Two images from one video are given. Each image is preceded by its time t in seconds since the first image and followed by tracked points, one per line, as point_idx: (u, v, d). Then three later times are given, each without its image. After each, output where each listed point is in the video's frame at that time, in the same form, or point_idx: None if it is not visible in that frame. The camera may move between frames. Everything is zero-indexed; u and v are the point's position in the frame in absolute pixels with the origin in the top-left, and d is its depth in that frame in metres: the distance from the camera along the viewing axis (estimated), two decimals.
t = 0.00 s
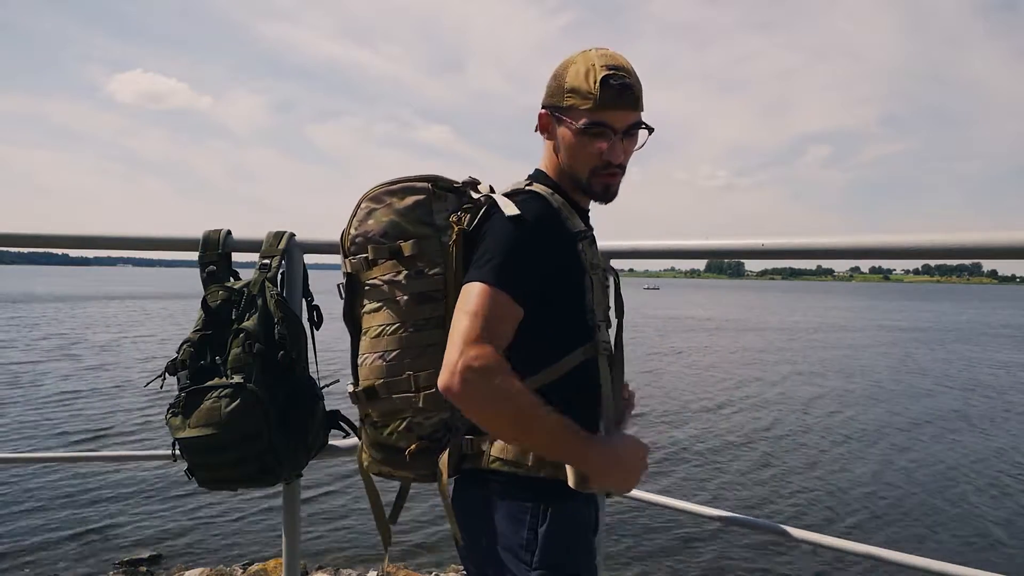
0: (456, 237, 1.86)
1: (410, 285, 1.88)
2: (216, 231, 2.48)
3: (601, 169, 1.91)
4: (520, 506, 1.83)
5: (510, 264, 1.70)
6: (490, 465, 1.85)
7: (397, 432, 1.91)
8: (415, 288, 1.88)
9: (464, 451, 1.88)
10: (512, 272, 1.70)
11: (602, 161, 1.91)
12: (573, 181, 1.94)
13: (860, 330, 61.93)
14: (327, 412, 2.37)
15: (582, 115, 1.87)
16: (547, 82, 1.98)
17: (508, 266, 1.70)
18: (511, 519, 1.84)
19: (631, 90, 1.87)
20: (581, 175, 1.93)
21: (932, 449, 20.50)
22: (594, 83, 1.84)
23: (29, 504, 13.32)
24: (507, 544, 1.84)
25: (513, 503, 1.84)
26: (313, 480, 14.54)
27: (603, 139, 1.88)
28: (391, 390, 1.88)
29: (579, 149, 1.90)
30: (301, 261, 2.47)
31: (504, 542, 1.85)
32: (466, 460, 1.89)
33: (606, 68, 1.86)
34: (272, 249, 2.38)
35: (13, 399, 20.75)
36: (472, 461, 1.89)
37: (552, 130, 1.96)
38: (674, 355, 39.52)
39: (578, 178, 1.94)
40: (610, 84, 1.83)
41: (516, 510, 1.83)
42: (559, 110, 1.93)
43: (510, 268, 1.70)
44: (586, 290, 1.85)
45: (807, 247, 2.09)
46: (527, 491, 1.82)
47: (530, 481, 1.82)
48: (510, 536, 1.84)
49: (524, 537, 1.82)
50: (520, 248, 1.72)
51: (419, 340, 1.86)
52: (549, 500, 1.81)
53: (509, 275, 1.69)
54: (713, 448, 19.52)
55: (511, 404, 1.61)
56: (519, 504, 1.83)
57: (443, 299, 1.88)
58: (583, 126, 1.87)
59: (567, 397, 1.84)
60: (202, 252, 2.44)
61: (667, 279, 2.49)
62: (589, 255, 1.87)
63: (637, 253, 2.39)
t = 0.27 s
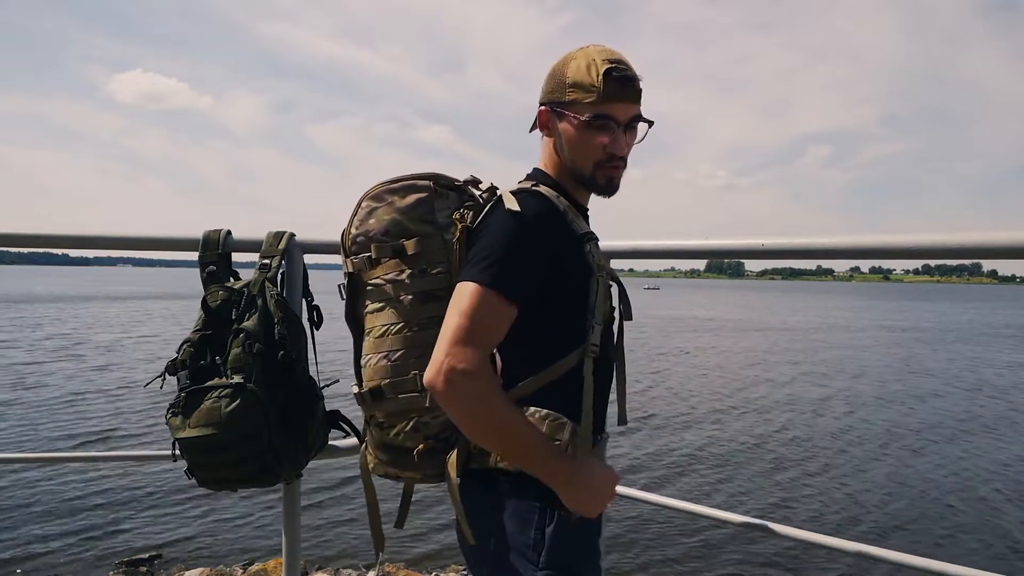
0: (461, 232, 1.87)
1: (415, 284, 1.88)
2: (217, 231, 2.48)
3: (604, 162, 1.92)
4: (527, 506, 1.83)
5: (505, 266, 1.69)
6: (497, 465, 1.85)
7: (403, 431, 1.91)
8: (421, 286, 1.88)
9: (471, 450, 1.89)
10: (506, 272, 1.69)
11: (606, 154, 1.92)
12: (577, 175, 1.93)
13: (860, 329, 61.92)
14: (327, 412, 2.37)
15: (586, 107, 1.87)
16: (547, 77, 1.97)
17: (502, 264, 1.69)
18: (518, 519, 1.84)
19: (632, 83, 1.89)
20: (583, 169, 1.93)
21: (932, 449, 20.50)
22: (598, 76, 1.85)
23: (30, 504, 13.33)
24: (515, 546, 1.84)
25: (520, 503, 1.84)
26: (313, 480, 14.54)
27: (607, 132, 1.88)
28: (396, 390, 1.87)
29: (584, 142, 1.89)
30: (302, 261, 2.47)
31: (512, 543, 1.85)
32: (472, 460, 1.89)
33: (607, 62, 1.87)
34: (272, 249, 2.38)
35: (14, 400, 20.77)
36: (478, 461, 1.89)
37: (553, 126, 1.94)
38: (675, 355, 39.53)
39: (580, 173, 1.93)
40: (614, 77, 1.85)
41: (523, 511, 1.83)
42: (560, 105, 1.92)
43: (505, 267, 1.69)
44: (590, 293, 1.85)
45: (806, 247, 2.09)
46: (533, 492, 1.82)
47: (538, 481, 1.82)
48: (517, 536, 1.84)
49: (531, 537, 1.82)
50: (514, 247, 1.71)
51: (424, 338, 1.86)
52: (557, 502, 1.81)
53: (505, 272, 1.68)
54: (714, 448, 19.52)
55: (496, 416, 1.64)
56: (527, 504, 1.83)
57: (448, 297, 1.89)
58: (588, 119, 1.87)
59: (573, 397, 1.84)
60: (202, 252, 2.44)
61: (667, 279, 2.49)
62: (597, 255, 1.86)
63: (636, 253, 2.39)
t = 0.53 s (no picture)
0: (455, 230, 1.88)
1: (412, 281, 1.88)
2: (217, 231, 2.48)
3: (599, 141, 1.95)
4: (525, 505, 1.83)
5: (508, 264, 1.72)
6: (496, 462, 1.85)
7: (399, 431, 1.91)
8: (418, 284, 1.88)
9: (469, 447, 1.89)
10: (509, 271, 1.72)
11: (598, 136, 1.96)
12: (574, 156, 1.94)
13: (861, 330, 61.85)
14: (327, 412, 2.37)
15: (577, 88, 1.92)
16: (524, 70, 2.01)
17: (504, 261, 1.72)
18: (516, 517, 1.84)
19: (613, 67, 1.99)
20: (578, 149, 1.95)
21: (932, 450, 20.50)
22: (584, 58, 1.92)
23: (30, 504, 13.33)
24: (513, 545, 1.84)
25: (519, 502, 1.84)
26: (313, 480, 14.54)
27: (599, 111, 1.94)
28: (393, 387, 1.87)
29: (577, 124, 1.92)
30: (302, 261, 2.47)
31: (510, 541, 1.85)
32: (470, 458, 1.90)
33: (586, 48, 1.97)
34: (272, 249, 2.38)
35: (14, 400, 20.77)
36: (477, 458, 1.89)
37: (541, 112, 1.96)
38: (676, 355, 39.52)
39: (576, 153, 1.95)
40: (599, 58, 1.94)
41: (522, 509, 1.83)
42: (547, 91, 1.95)
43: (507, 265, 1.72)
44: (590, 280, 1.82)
45: (807, 247, 2.09)
46: (530, 490, 1.82)
47: (537, 480, 1.82)
48: (515, 535, 1.84)
49: (529, 536, 1.82)
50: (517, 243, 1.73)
51: (421, 337, 1.86)
52: (554, 502, 1.81)
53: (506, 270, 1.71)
54: (714, 448, 19.52)
55: (542, 375, 1.63)
56: (523, 503, 1.83)
57: (446, 294, 1.89)
58: (581, 99, 1.92)
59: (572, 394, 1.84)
60: (202, 252, 2.44)
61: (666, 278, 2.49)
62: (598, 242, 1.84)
63: (636, 253, 2.39)
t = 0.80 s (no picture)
0: (447, 230, 1.91)
1: (404, 282, 1.88)
2: (217, 231, 2.48)
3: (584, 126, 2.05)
4: (515, 505, 1.83)
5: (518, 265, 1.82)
6: (487, 462, 1.85)
7: (393, 431, 1.90)
8: (410, 285, 1.88)
9: (460, 449, 1.89)
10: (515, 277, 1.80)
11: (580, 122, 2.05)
12: (563, 143, 2.04)
13: (861, 329, 61.84)
14: (327, 412, 2.37)
15: (558, 78, 2.00)
16: (495, 68, 2.06)
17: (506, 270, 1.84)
18: (507, 517, 1.84)
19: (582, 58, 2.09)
20: (565, 136, 2.04)
21: (934, 450, 20.48)
22: (559, 49, 2.01)
23: (31, 503, 13.34)
24: (503, 545, 1.84)
25: (509, 502, 1.84)
26: (314, 480, 14.54)
27: (580, 98, 2.03)
28: (383, 388, 1.87)
29: (563, 111, 2.01)
30: (302, 261, 2.47)
31: (500, 542, 1.85)
32: (461, 459, 1.89)
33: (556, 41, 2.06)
34: (272, 249, 2.39)
35: (16, 399, 20.78)
36: (468, 460, 1.89)
37: (522, 106, 2.02)
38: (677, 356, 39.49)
39: (564, 140, 2.04)
40: (571, 48, 2.03)
41: (512, 510, 1.84)
42: (526, 85, 2.01)
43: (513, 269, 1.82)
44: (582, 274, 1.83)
45: (807, 247, 2.09)
46: (519, 490, 1.83)
47: (527, 481, 1.82)
48: (506, 535, 1.84)
49: (519, 536, 1.82)
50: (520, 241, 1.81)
51: (414, 337, 1.86)
52: (545, 501, 1.81)
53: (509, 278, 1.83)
54: (714, 448, 19.52)
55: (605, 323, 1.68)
56: (514, 504, 1.84)
57: (439, 295, 1.89)
58: (564, 87, 2.00)
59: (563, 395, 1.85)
60: (202, 252, 2.44)
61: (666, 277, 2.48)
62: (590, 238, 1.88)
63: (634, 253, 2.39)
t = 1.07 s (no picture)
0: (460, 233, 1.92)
1: (415, 284, 1.88)
2: (216, 231, 2.48)
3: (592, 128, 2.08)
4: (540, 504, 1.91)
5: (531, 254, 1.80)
6: (509, 467, 1.88)
7: (409, 437, 1.88)
8: (421, 288, 1.87)
9: (479, 453, 1.89)
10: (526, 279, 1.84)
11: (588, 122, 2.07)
12: (574, 143, 2.04)
13: (860, 329, 61.75)
14: (327, 411, 2.37)
15: (569, 78, 2.01)
16: (503, 69, 2.05)
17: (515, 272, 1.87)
18: (528, 518, 1.90)
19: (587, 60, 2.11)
20: (576, 136, 2.05)
21: (934, 451, 20.48)
22: (568, 50, 2.02)
23: (31, 504, 13.33)
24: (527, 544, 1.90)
25: (533, 502, 1.91)
26: (314, 480, 14.53)
27: (589, 99, 2.05)
28: (402, 396, 1.85)
29: (576, 111, 2.01)
30: (302, 261, 2.47)
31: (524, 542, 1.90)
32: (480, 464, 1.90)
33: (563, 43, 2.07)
34: (272, 249, 2.39)
35: (16, 399, 20.76)
36: (487, 464, 1.89)
37: (531, 106, 2.02)
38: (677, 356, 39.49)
39: (575, 141, 2.05)
40: (579, 50, 2.05)
41: (536, 509, 1.90)
42: (537, 84, 2.00)
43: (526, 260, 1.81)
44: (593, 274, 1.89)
45: (807, 247, 2.09)
46: (543, 489, 1.91)
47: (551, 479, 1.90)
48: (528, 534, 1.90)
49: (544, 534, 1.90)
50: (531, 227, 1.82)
51: (429, 342, 1.86)
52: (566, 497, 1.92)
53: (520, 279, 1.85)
54: (714, 448, 19.52)
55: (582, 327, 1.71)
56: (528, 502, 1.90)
57: (453, 299, 1.90)
58: (575, 88, 2.01)
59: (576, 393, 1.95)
60: (202, 252, 2.44)
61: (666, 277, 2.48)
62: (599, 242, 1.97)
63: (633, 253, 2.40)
